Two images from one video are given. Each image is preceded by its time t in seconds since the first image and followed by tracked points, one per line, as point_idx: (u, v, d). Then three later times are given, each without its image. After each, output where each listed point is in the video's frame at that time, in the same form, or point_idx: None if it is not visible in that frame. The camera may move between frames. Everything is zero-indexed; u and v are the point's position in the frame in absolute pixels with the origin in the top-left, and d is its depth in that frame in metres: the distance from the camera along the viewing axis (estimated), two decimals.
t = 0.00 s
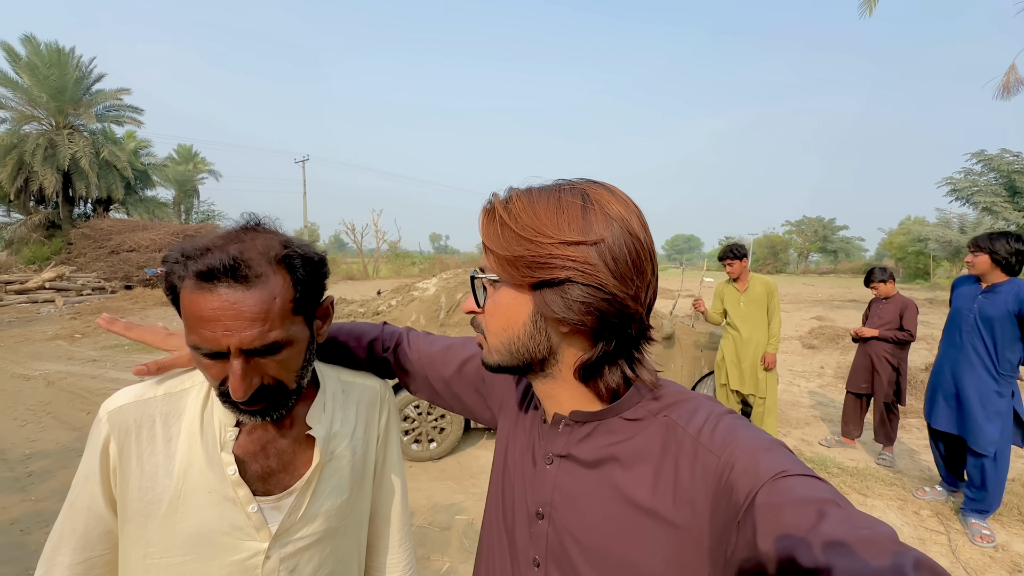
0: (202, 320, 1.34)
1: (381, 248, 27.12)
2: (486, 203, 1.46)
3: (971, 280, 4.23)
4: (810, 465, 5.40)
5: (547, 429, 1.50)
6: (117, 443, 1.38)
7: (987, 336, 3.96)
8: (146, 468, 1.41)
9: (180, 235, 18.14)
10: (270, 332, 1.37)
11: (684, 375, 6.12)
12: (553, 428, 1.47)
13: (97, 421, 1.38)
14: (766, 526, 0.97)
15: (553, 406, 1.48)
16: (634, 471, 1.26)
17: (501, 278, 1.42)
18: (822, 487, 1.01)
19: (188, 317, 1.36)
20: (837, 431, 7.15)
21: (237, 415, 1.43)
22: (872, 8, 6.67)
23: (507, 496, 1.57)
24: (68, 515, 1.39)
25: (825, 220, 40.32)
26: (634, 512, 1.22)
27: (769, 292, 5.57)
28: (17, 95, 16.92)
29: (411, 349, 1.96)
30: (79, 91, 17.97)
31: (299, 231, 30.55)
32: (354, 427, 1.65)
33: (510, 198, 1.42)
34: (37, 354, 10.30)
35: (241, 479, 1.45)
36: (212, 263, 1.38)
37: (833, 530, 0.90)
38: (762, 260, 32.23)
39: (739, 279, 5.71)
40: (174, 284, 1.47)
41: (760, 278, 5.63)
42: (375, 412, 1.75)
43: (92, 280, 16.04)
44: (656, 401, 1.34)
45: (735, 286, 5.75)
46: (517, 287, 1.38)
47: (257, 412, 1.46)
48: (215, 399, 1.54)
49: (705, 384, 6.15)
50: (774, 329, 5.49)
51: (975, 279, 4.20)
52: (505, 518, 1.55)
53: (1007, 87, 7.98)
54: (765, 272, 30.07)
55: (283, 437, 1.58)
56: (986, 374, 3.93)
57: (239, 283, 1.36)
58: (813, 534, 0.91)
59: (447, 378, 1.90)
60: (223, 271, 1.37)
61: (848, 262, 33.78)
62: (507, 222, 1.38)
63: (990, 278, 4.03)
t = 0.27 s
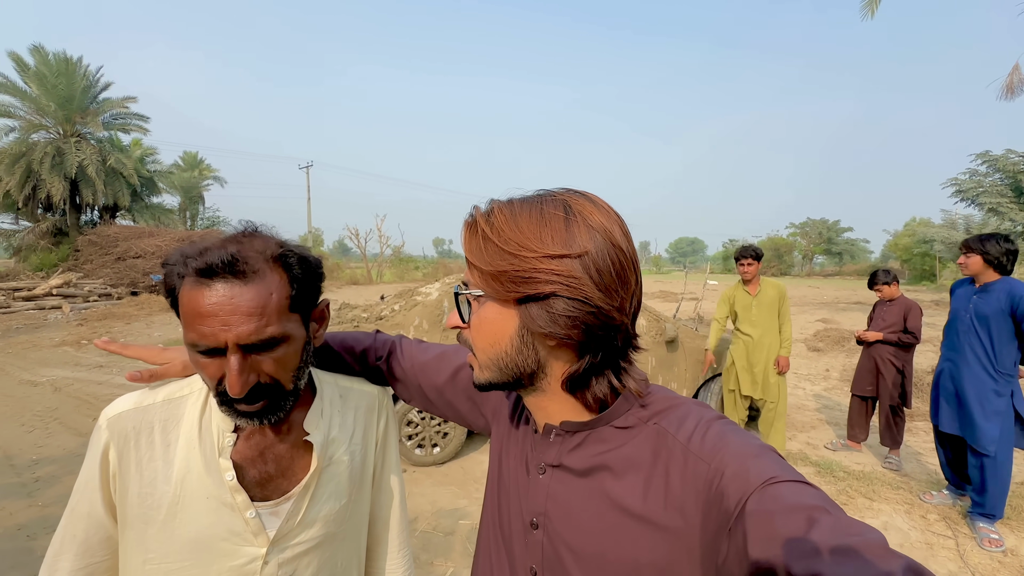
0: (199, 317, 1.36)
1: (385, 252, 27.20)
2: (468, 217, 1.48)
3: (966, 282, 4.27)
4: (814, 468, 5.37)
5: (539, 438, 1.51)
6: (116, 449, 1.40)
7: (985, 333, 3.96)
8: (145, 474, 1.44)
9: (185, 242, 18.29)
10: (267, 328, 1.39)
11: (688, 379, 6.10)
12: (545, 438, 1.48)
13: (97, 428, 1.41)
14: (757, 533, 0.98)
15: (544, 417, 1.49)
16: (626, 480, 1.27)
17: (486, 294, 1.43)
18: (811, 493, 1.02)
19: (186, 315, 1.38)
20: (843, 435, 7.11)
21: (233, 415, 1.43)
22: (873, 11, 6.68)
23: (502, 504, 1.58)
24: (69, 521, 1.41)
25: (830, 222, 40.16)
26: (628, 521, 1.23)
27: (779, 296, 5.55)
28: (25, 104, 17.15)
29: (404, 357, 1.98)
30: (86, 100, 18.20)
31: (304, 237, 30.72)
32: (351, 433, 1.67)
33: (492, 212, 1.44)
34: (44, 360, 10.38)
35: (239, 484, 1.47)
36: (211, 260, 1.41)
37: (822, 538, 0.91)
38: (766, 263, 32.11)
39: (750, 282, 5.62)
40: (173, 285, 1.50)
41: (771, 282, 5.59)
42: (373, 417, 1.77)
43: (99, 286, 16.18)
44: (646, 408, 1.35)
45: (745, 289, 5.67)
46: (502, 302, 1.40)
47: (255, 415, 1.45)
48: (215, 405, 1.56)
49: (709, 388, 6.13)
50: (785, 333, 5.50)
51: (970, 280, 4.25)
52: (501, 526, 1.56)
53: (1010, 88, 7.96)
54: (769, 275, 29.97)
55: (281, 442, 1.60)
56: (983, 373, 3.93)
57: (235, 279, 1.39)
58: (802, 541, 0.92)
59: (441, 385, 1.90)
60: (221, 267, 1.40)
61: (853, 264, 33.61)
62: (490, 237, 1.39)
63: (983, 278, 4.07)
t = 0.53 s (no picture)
0: (194, 300, 1.39)
1: (389, 256, 27.25)
2: (464, 222, 1.49)
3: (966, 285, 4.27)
4: (821, 472, 5.33)
5: (538, 441, 1.51)
6: (118, 449, 1.42)
7: (983, 335, 3.95)
8: (147, 474, 1.45)
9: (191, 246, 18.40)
10: (259, 310, 1.40)
11: (692, 382, 6.07)
12: (544, 440, 1.48)
13: (101, 428, 1.43)
14: (757, 536, 0.98)
15: (543, 420, 1.49)
16: (625, 482, 1.27)
17: (483, 300, 1.43)
18: (811, 496, 1.02)
19: (182, 300, 1.41)
20: (849, 438, 7.06)
21: (228, 405, 1.42)
22: (876, 13, 6.67)
23: (503, 508, 1.58)
24: (73, 521, 1.44)
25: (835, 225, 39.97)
26: (627, 524, 1.23)
27: (799, 302, 5.41)
28: (33, 111, 17.33)
29: (406, 360, 1.99)
30: (94, 106, 18.38)
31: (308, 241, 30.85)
32: (353, 434, 1.68)
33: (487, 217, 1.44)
34: (51, 364, 10.46)
35: (240, 484, 1.48)
36: (207, 247, 1.46)
37: (823, 541, 0.91)
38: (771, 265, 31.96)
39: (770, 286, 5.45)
40: (172, 280, 1.53)
41: (791, 287, 5.44)
42: (374, 419, 1.77)
43: (105, 291, 16.29)
44: (645, 410, 1.35)
45: (765, 293, 5.50)
46: (499, 307, 1.40)
47: (251, 408, 1.43)
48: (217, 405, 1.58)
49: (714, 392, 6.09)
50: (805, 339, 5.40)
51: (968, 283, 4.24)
52: (502, 529, 1.56)
53: (1016, 89, 7.93)
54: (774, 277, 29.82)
55: (282, 443, 1.62)
56: (984, 373, 3.92)
57: (230, 264, 1.42)
58: (803, 544, 0.92)
59: (442, 388, 1.90)
60: (218, 253, 1.44)
61: (859, 266, 33.41)
62: (486, 242, 1.40)
63: (982, 278, 4.06)
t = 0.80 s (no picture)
0: (193, 290, 1.43)
1: (392, 259, 27.31)
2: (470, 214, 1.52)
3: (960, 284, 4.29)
4: (823, 474, 5.33)
5: (534, 431, 1.54)
6: (126, 440, 1.47)
7: (980, 336, 3.97)
8: (152, 464, 1.49)
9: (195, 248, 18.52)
10: (258, 300, 1.44)
11: (694, 384, 6.08)
12: (540, 430, 1.51)
13: (109, 420, 1.48)
14: (749, 526, 1.00)
15: (538, 410, 1.52)
16: (621, 473, 1.30)
17: (485, 289, 1.47)
18: (804, 487, 1.05)
19: (184, 291, 1.45)
20: (852, 441, 7.04)
21: (229, 395, 1.45)
22: (878, 15, 6.68)
23: (499, 498, 1.61)
24: (83, 512, 1.48)
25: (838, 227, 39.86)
26: (622, 513, 1.26)
27: (808, 305, 5.34)
28: (41, 115, 17.51)
29: (407, 355, 2.02)
30: (100, 109, 18.56)
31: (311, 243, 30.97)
32: (353, 428, 1.72)
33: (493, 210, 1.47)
34: (56, 365, 10.54)
35: (241, 475, 1.51)
36: (206, 241, 1.50)
37: (814, 530, 0.94)
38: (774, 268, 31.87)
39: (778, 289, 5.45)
40: (175, 274, 1.57)
41: (800, 290, 5.39)
42: (373, 414, 1.80)
43: (110, 293, 16.41)
44: (641, 402, 1.38)
45: (773, 295, 5.52)
46: (500, 296, 1.44)
47: (251, 396, 1.46)
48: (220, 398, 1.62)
49: (716, 393, 6.10)
50: (813, 344, 5.31)
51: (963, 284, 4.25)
52: (498, 520, 1.59)
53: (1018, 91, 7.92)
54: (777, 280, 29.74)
55: (283, 436, 1.65)
56: (983, 374, 3.94)
57: (230, 256, 1.46)
58: (795, 533, 0.94)
59: (440, 384, 1.94)
60: (218, 246, 1.48)
61: (863, 269, 33.29)
62: (492, 233, 1.43)
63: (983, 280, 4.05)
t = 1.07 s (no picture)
0: (198, 280, 1.45)
1: (393, 259, 27.33)
2: (494, 204, 1.47)
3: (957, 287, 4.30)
4: (823, 476, 5.33)
5: (530, 428, 1.56)
6: (127, 434, 1.50)
7: (980, 338, 3.99)
8: (153, 459, 1.52)
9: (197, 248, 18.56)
10: (259, 294, 1.46)
11: (694, 385, 6.09)
12: (536, 427, 1.53)
13: (111, 415, 1.51)
14: (743, 520, 1.02)
15: (536, 407, 1.53)
16: (615, 469, 1.32)
17: (521, 282, 1.42)
18: (796, 480, 1.07)
19: (190, 280, 1.47)
20: (852, 443, 7.04)
21: (224, 385, 1.46)
22: (879, 18, 6.69)
23: (495, 495, 1.63)
24: (86, 505, 1.51)
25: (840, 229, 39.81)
26: (616, 509, 1.28)
27: (813, 309, 5.25)
28: (44, 114, 17.57)
29: (406, 355, 2.04)
30: (103, 109, 18.62)
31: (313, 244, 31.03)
32: (350, 425, 1.73)
33: (522, 200, 1.46)
34: (58, 363, 10.58)
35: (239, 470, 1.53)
36: (216, 233, 1.53)
37: (807, 522, 0.95)
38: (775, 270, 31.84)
39: (782, 290, 5.44)
40: (183, 265, 1.59)
41: (806, 294, 5.31)
42: (372, 412, 1.82)
43: (112, 292, 16.46)
44: (636, 398, 1.40)
45: (777, 296, 5.52)
46: (537, 289, 1.41)
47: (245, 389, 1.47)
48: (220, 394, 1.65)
49: (717, 395, 6.11)
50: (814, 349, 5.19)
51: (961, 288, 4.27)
52: (493, 518, 1.61)
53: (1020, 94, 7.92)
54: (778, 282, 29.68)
55: (281, 432, 1.67)
56: (986, 377, 3.93)
57: (241, 248, 1.49)
58: (789, 525, 0.96)
59: (438, 383, 1.96)
60: (227, 239, 1.51)
61: (864, 272, 33.23)
62: (532, 224, 1.41)
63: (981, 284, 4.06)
